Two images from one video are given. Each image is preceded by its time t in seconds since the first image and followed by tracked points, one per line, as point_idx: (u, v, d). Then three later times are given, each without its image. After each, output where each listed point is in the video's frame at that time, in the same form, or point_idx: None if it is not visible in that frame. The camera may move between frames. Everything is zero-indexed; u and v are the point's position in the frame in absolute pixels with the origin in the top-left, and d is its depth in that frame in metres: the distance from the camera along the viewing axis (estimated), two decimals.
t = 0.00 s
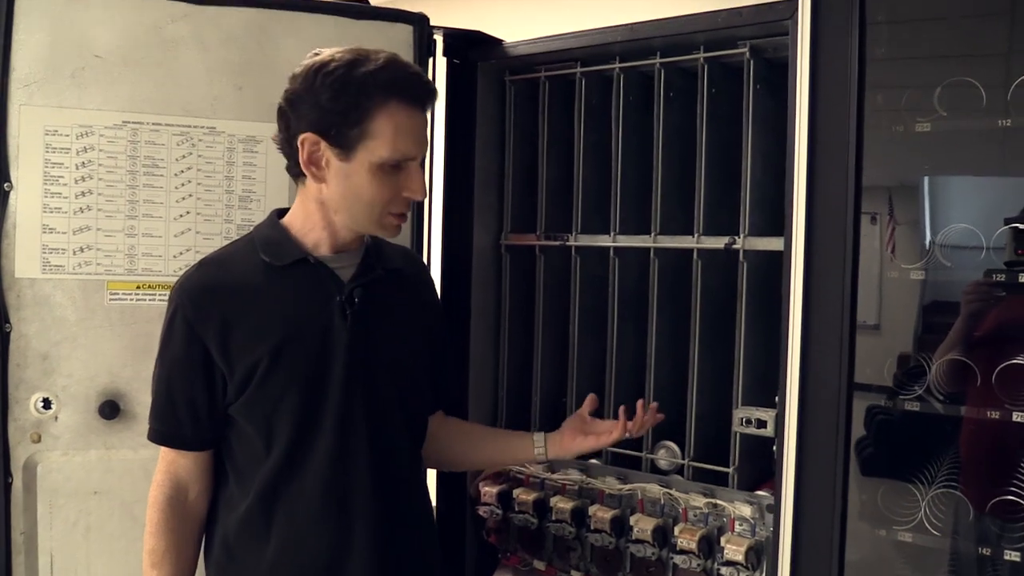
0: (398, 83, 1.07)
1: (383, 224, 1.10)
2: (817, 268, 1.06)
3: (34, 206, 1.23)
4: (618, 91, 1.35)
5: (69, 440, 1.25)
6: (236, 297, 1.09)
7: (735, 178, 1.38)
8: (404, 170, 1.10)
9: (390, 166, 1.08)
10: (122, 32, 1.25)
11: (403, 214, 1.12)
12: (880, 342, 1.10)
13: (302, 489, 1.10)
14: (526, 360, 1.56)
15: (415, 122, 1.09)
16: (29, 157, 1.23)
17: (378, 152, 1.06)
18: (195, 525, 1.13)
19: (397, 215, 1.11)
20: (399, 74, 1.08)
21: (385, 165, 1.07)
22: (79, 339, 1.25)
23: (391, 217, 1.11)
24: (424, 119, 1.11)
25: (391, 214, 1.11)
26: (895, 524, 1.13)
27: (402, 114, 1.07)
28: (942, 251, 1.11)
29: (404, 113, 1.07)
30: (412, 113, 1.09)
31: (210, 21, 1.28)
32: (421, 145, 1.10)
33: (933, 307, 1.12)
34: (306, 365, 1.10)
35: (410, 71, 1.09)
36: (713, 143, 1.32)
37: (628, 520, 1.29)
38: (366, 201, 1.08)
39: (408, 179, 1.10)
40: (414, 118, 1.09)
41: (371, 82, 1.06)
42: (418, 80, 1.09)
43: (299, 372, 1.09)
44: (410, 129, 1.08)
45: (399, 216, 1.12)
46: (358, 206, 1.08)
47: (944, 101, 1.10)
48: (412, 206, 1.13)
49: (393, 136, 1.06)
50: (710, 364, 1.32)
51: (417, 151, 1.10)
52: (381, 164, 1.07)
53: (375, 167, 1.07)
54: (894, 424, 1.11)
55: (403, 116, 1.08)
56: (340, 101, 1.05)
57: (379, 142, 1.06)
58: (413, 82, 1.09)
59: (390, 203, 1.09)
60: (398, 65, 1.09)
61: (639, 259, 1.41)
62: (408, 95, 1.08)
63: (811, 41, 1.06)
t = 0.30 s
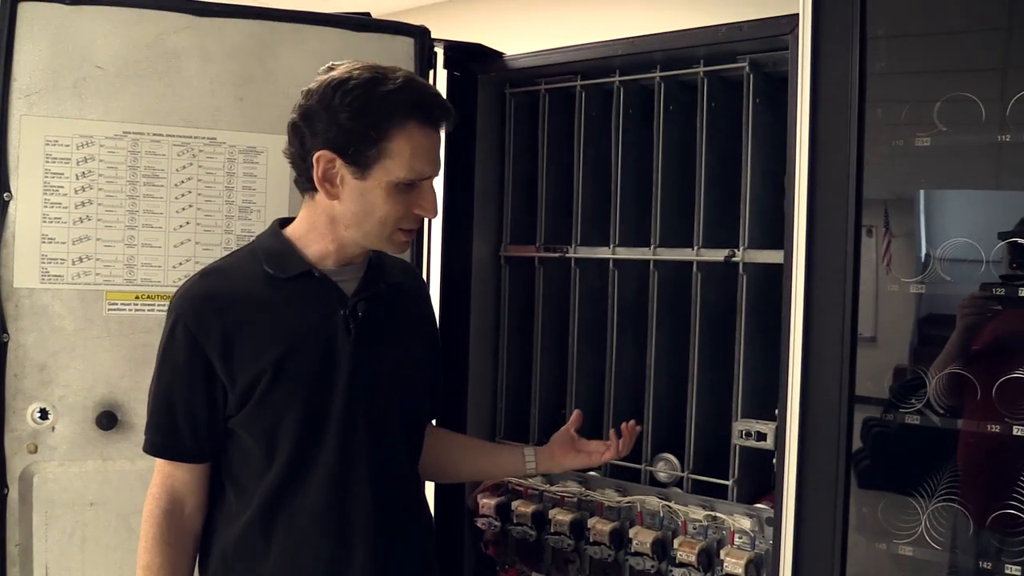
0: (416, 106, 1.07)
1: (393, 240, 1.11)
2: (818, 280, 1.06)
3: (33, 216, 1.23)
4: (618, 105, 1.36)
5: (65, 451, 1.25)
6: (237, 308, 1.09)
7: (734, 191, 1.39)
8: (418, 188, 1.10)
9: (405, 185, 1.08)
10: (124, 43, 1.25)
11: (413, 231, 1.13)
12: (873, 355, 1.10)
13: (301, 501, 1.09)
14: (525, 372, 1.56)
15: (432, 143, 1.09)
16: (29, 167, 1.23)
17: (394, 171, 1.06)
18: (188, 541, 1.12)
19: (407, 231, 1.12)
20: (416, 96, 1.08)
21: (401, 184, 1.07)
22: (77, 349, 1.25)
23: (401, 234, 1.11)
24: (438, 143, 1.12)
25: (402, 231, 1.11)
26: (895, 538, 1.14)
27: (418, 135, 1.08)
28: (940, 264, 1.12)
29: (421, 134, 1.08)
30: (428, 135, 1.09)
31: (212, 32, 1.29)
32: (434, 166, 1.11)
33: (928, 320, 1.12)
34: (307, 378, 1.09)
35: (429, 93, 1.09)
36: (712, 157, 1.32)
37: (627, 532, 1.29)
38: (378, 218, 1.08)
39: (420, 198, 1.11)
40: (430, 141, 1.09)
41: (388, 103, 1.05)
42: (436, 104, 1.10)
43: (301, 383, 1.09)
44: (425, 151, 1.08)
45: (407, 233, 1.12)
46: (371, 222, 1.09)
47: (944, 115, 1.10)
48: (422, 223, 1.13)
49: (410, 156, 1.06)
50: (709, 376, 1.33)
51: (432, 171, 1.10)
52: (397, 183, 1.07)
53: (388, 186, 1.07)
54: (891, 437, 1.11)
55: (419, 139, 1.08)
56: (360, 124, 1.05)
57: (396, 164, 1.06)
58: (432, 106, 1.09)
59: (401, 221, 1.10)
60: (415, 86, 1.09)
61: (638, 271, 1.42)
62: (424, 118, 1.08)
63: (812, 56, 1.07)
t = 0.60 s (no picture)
0: (367, 103, 1.02)
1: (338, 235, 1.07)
2: (816, 278, 1.06)
3: (28, 209, 1.23)
4: (615, 100, 1.35)
5: (59, 445, 1.24)
6: (237, 301, 1.07)
7: (731, 187, 1.38)
8: (365, 189, 1.04)
9: (349, 180, 1.04)
10: (119, 36, 1.24)
11: (360, 233, 1.07)
12: (869, 352, 1.09)
13: (295, 497, 1.09)
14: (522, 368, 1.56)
15: (388, 148, 1.03)
16: (24, 160, 1.22)
17: (334, 161, 1.03)
18: (177, 529, 1.09)
19: (351, 231, 1.07)
20: (370, 91, 1.02)
21: (343, 176, 1.04)
22: (71, 343, 1.24)
23: (344, 231, 1.07)
24: (400, 149, 1.04)
25: (347, 228, 1.07)
26: (890, 534, 1.14)
27: (366, 132, 1.02)
28: (937, 262, 1.12)
29: (368, 131, 1.01)
30: (379, 135, 1.02)
31: (208, 25, 1.28)
32: (384, 170, 1.03)
33: (924, 317, 1.12)
34: (305, 373, 1.09)
35: (385, 92, 1.02)
36: (710, 153, 1.32)
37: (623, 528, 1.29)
38: (320, 207, 1.06)
39: (366, 198, 1.04)
40: (379, 142, 1.02)
41: (336, 94, 1.03)
42: (397, 105, 1.03)
43: (305, 376, 1.08)
44: (370, 150, 1.02)
45: (358, 235, 1.07)
46: (318, 207, 1.07)
47: (942, 112, 1.10)
48: (370, 230, 1.06)
49: (351, 150, 1.02)
50: (705, 373, 1.32)
51: (382, 176, 1.03)
52: (338, 174, 1.03)
53: (329, 177, 1.04)
54: (885, 433, 1.11)
55: (364, 136, 1.02)
56: (311, 110, 1.05)
57: (335, 154, 1.03)
58: (387, 105, 1.02)
59: (341, 216, 1.05)
60: (377, 83, 1.03)
61: (635, 267, 1.41)
62: (375, 117, 1.02)
63: (811, 52, 1.06)
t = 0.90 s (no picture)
0: (322, 99, 1.02)
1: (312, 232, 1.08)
2: (806, 277, 1.07)
3: (16, 201, 1.22)
4: (608, 97, 1.35)
5: (47, 438, 1.24)
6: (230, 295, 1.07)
7: (723, 184, 1.39)
8: (332, 186, 1.04)
9: (316, 177, 1.04)
10: (109, 27, 1.23)
11: (332, 230, 1.06)
12: (860, 351, 1.10)
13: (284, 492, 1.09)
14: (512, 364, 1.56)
15: (349, 143, 1.01)
16: (13, 151, 1.21)
17: (301, 159, 1.03)
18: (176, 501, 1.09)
19: (324, 228, 1.07)
20: (324, 87, 1.02)
21: (310, 174, 1.04)
22: (59, 336, 1.24)
23: (318, 228, 1.07)
24: (359, 143, 1.02)
25: (317, 225, 1.07)
26: (878, 532, 1.14)
27: (323, 128, 1.02)
28: (927, 261, 1.12)
29: (323, 127, 1.01)
30: (336, 130, 1.01)
31: (199, 17, 1.27)
32: (343, 164, 1.02)
33: (912, 316, 1.12)
34: (294, 367, 1.08)
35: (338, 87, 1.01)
36: (701, 150, 1.32)
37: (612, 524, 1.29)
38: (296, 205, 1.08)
39: (329, 194, 1.04)
40: (335, 137, 1.01)
41: (298, 92, 1.04)
42: (352, 99, 1.02)
43: (294, 369, 1.08)
44: (326, 146, 1.01)
45: (328, 232, 1.07)
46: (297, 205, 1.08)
47: (934, 113, 1.11)
48: (340, 227, 1.05)
49: (313, 148, 1.02)
50: (695, 370, 1.33)
51: (343, 171, 1.02)
52: (305, 172, 1.04)
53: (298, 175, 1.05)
54: (875, 432, 1.11)
55: (321, 132, 1.02)
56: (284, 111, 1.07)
57: (298, 153, 1.04)
58: (341, 100, 1.01)
59: (310, 213, 1.06)
60: (336, 78, 1.03)
61: (626, 264, 1.41)
62: (331, 113, 1.01)
63: (803, 51, 1.07)
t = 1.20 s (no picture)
0: (316, 86, 1.03)
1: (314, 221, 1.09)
2: (809, 272, 1.07)
3: (19, 194, 1.22)
4: (611, 91, 1.35)
5: (50, 430, 1.24)
6: (237, 288, 1.08)
7: (726, 179, 1.38)
8: (328, 172, 1.04)
9: (314, 164, 1.05)
10: (112, 19, 1.23)
11: (331, 217, 1.06)
12: (860, 346, 1.10)
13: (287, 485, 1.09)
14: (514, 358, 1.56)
15: (342, 127, 1.02)
16: (16, 144, 1.21)
17: (298, 147, 1.05)
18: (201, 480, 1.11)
19: (325, 216, 1.07)
20: (318, 74, 1.04)
21: (308, 161, 1.05)
22: (62, 329, 1.24)
23: (320, 216, 1.07)
24: (352, 127, 1.02)
25: (318, 214, 1.07)
26: (880, 526, 1.15)
27: (317, 114, 1.03)
28: (929, 256, 1.12)
29: (317, 112, 1.02)
30: (329, 115, 1.02)
31: (201, 10, 1.27)
32: (337, 149, 1.02)
33: (914, 311, 1.12)
34: (298, 360, 1.08)
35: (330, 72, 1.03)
36: (704, 145, 1.32)
37: (614, 518, 1.30)
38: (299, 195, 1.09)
39: (326, 181, 1.04)
40: (328, 122, 1.02)
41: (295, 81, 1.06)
42: (344, 83, 1.03)
43: (296, 363, 1.08)
44: (320, 132, 1.02)
45: (328, 221, 1.07)
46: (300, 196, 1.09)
47: (937, 107, 1.11)
48: (338, 214, 1.05)
49: (308, 134, 1.03)
50: (697, 365, 1.33)
51: (338, 156, 1.02)
52: (304, 159, 1.05)
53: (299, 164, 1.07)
54: (877, 427, 1.12)
55: (316, 118, 1.03)
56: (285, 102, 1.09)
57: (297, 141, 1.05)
58: (334, 85, 1.02)
59: (310, 201, 1.06)
60: (330, 65, 1.05)
61: (629, 259, 1.41)
62: (324, 98, 1.02)
63: (807, 44, 1.06)
